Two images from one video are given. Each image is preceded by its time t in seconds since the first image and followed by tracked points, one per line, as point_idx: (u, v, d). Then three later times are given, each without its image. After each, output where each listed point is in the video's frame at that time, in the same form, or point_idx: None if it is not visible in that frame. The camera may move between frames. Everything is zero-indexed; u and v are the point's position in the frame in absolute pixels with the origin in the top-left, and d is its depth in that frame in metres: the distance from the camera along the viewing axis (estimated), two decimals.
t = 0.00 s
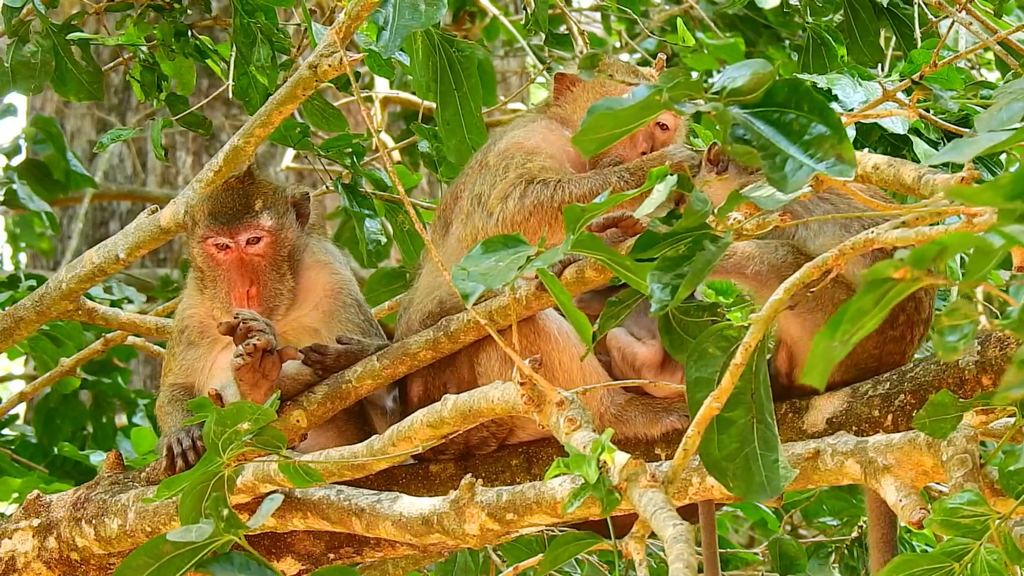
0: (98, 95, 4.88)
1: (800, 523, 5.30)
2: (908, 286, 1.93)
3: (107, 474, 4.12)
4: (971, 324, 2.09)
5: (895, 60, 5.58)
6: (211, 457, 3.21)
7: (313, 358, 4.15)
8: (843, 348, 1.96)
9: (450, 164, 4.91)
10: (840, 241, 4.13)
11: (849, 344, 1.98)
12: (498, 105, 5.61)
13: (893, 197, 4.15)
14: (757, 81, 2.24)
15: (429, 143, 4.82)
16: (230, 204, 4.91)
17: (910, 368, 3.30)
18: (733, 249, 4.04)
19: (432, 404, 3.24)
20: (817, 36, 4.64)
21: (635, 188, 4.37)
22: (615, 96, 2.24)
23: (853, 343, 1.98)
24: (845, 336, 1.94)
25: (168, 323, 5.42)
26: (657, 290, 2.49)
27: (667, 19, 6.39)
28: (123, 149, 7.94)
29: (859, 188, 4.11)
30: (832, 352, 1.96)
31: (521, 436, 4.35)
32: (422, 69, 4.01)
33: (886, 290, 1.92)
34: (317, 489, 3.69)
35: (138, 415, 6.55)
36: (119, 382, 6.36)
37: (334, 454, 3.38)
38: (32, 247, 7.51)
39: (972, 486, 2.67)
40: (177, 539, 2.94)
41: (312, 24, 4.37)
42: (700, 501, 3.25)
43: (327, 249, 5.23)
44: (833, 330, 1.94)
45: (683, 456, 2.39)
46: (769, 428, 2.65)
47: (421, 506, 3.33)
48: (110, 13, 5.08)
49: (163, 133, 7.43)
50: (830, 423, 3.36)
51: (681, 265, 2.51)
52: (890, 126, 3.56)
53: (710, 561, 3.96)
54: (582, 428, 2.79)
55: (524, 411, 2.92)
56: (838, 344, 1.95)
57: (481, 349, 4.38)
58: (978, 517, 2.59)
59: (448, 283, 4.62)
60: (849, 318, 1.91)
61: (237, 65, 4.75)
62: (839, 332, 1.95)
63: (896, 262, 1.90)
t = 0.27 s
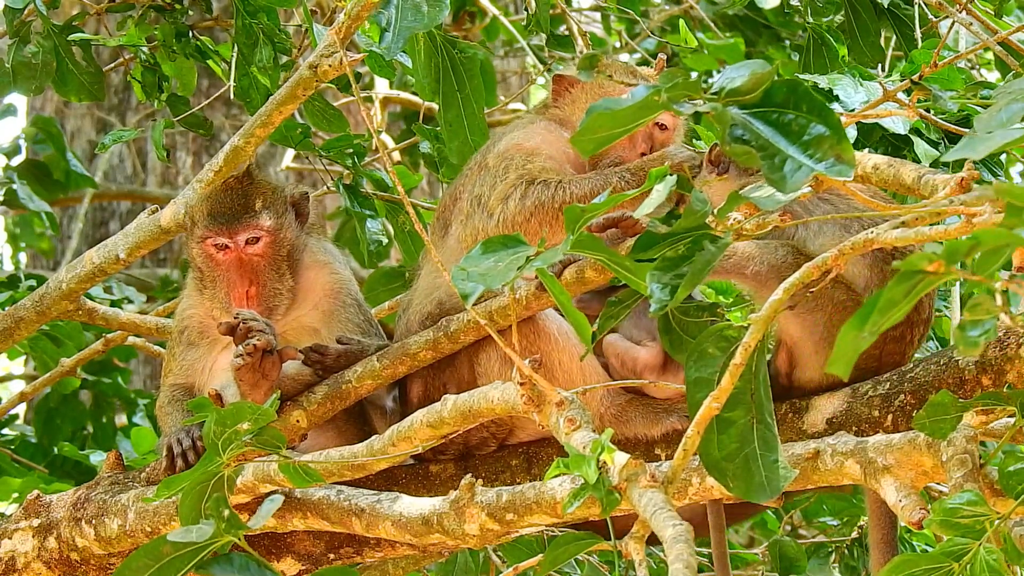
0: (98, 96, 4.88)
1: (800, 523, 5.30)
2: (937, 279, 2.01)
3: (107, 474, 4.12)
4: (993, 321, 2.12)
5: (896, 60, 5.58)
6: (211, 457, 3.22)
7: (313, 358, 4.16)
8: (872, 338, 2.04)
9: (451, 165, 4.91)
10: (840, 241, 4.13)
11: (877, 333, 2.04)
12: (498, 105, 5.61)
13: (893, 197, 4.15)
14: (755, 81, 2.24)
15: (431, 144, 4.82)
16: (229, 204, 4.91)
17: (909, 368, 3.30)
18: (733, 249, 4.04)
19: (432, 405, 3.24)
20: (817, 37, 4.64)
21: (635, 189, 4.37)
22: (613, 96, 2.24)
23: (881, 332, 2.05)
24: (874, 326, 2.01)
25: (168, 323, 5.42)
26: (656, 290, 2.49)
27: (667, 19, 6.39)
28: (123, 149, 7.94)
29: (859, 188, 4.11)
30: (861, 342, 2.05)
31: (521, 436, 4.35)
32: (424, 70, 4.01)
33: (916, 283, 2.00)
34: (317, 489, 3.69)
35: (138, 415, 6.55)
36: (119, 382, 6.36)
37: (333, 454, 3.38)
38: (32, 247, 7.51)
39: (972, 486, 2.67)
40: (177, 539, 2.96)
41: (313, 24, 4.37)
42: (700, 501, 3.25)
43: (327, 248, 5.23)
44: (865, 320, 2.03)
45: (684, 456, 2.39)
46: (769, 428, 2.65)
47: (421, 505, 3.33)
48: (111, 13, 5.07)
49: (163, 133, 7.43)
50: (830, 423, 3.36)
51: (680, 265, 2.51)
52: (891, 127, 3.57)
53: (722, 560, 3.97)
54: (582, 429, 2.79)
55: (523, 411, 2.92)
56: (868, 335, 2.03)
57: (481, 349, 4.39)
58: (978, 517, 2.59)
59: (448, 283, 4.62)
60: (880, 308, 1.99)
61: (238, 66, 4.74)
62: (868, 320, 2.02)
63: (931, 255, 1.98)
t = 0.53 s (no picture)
0: (99, 96, 4.88)
1: (800, 523, 5.31)
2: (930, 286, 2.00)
3: (107, 474, 4.13)
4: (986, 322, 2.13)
5: (896, 60, 5.58)
6: (211, 458, 3.22)
7: (313, 358, 4.16)
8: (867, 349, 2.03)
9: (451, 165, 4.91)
10: (840, 241, 4.13)
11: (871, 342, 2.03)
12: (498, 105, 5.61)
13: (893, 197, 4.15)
14: (756, 81, 2.24)
15: (431, 144, 4.84)
16: (228, 205, 4.89)
17: (909, 369, 3.30)
18: (733, 249, 4.04)
19: (432, 405, 3.24)
20: (817, 37, 4.64)
21: (636, 189, 4.37)
22: (613, 95, 2.24)
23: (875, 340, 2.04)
24: (866, 338, 2.01)
25: (168, 323, 5.42)
26: (656, 290, 2.49)
27: (667, 19, 6.39)
28: (123, 149, 7.94)
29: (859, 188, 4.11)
30: (856, 353, 2.04)
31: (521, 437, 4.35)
32: (425, 70, 4.00)
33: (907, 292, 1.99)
34: (317, 489, 3.69)
35: (138, 415, 6.55)
36: (119, 382, 6.36)
37: (333, 454, 3.38)
38: (32, 247, 7.51)
39: (972, 486, 2.67)
40: (175, 541, 2.96)
41: (313, 24, 4.37)
42: (700, 501, 3.25)
43: (327, 249, 5.23)
44: (857, 331, 2.03)
45: (683, 456, 2.39)
46: (769, 428, 2.65)
47: (421, 506, 3.33)
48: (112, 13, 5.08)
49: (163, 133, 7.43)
50: (830, 423, 3.36)
51: (680, 266, 2.51)
52: (892, 127, 3.57)
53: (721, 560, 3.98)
54: (582, 429, 2.79)
55: (524, 411, 2.92)
56: (862, 346, 2.02)
57: (481, 349, 4.39)
58: (978, 517, 2.59)
59: (448, 284, 4.63)
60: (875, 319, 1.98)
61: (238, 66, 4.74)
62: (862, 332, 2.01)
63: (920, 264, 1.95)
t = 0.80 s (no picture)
0: (98, 96, 4.88)
1: (800, 522, 5.31)
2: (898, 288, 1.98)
3: (108, 474, 4.13)
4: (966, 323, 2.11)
5: (896, 60, 5.58)
6: (211, 458, 3.21)
7: (313, 358, 4.16)
8: (834, 350, 2.02)
9: (450, 165, 4.91)
10: (840, 241, 4.14)
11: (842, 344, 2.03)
12: (498, 105, 5.61)
13: (893, 198, 4.15)
14: (755, 80, 2.25)
15: (430, 143, 4.80)
16: (228, 206, 4.91)
17: (909, 369, 3.30)
18: (733, 250, 4.05)
19: (432, 405, 3.24)
20: (817, 36, 4.64)
21: (636, 188, 4.38)
22: (614, 95, 2.24)
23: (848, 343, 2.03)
24: (832, 337, 2.00)
25: (168, 323, 5.42)
26: (657, 290, 2.49)
27: (667, 19, 6.39)
28: (123, 149, 7.94)
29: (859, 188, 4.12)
30: (824, 354, 2.04)
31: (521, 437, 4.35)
32: (423, 69, 4.00)
33: (876, 292, 1.97)
34: (318, 489, 3.69)
35: (138, 415, 6.55)
36: (119, 382, 6.36)
37: (334, 454, 3.38)
38: (32, 247, 7.51)
39: (973, 486, 2.67)
40: (177, 539, 2.96)
41: (312, 24, 4.37)
42: (700, 501, 3.25)
43: (328, 250, 5.23)
44: (823, 331, 2.02)
45: (684, 456, 2.39)
46: (770, 428, 2.65)
47: (421, 506, 3.33)
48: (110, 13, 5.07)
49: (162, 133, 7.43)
50: (831, 423, 3.37)
51: (681, 266, 2.51)
52: (891, 127, 3.57)
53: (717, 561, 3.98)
54: (582, 429, 2.79)
55: (525, 411, 2.92)
56: (827, 346, 2.01)
57: (481, 349, 4.40)
58: (978, 518, 2.60)
59: (448, 284, 4.64)
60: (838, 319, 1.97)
61: (238, 66, 4.74)
62: (827, 331, 2.01)
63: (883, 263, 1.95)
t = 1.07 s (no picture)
0: (98, 96, 4.88)
1: (800, 523, 5.31)
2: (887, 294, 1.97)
3: (108, 474, 4.13)
4: (960, 325, 2.09)
5: (896, 60, 5.58)
6: (212, 458, 3.22)
7: (314, 359, 4.16)
8: (825, 357, 2.05)
9: (451, 165, 4.91)
10: (841, 241, 4.14)
11: (834, 350, 2.04)
12: (498, 105, 5.61)
13: (894, 198, 4.15)
14: (758, 81, 2.24)
15: (429, 143, 4.80)
16: (224, 207, 4.92)
17: (909, 370, 3.31)
18: (733, 250, 4.05)
19: (432, 406, 3.24)
20: (817, 36, 4.64)
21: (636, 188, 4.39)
22: (616, 95, 2.24)
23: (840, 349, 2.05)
24: (823, 345, 2.03)
25: (169, 323, 5.42)
26: (658, 290, 2.49)
27: (667, 19, 6.39)
28: (123, 149, 7.94)
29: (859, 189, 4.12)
30: (814, 361, 2.07)
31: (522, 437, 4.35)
32: (420, 67, 4.03)
33: (866, 298, 1.99)
34: (318, 490, 3.69)
35: (138, 415, 6.55)
36: (119, 382, 6.36)
37: (334, 455, 3.38)
38: (32, 247, 7.51)
39: (974, 487, 2.68)
40: (177, 539, 2.96)
41: (311, 23, 4.37)
42: (701, 502, 3.25)
43: (327, 250, 5.23)
44: (814, 338, 2.06)
45: (685, 457, 2.39)
46: (771, 429, 2.65)
47: (421, 506, 3.33)
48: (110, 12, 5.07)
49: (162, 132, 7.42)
50: (831, 424, 3.37)
51: (682, 266, 2.51)
52: (891, 127, 3.57)
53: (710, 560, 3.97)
54: (583, 430, 2.80)
55: (525, 412, 2.92)
56: (818, 354, 2.04)
57: (481, 350, 4.40)
58: (979, 519, 2.60)
59: (449, 284, 4.64)
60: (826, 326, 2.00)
61: (237, 65, 4.74)
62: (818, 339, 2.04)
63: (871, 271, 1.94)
